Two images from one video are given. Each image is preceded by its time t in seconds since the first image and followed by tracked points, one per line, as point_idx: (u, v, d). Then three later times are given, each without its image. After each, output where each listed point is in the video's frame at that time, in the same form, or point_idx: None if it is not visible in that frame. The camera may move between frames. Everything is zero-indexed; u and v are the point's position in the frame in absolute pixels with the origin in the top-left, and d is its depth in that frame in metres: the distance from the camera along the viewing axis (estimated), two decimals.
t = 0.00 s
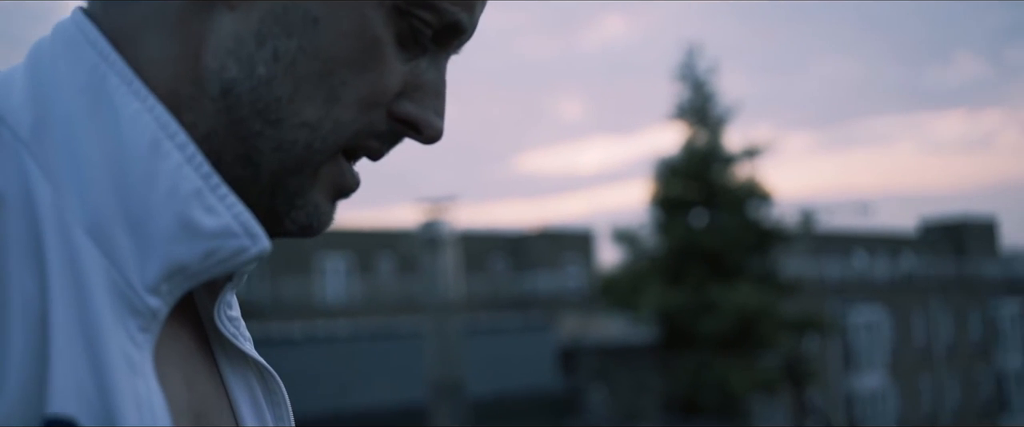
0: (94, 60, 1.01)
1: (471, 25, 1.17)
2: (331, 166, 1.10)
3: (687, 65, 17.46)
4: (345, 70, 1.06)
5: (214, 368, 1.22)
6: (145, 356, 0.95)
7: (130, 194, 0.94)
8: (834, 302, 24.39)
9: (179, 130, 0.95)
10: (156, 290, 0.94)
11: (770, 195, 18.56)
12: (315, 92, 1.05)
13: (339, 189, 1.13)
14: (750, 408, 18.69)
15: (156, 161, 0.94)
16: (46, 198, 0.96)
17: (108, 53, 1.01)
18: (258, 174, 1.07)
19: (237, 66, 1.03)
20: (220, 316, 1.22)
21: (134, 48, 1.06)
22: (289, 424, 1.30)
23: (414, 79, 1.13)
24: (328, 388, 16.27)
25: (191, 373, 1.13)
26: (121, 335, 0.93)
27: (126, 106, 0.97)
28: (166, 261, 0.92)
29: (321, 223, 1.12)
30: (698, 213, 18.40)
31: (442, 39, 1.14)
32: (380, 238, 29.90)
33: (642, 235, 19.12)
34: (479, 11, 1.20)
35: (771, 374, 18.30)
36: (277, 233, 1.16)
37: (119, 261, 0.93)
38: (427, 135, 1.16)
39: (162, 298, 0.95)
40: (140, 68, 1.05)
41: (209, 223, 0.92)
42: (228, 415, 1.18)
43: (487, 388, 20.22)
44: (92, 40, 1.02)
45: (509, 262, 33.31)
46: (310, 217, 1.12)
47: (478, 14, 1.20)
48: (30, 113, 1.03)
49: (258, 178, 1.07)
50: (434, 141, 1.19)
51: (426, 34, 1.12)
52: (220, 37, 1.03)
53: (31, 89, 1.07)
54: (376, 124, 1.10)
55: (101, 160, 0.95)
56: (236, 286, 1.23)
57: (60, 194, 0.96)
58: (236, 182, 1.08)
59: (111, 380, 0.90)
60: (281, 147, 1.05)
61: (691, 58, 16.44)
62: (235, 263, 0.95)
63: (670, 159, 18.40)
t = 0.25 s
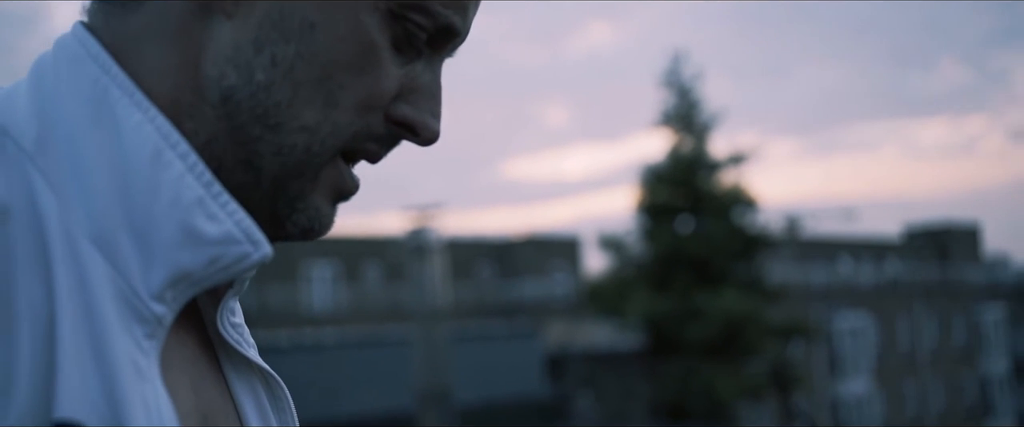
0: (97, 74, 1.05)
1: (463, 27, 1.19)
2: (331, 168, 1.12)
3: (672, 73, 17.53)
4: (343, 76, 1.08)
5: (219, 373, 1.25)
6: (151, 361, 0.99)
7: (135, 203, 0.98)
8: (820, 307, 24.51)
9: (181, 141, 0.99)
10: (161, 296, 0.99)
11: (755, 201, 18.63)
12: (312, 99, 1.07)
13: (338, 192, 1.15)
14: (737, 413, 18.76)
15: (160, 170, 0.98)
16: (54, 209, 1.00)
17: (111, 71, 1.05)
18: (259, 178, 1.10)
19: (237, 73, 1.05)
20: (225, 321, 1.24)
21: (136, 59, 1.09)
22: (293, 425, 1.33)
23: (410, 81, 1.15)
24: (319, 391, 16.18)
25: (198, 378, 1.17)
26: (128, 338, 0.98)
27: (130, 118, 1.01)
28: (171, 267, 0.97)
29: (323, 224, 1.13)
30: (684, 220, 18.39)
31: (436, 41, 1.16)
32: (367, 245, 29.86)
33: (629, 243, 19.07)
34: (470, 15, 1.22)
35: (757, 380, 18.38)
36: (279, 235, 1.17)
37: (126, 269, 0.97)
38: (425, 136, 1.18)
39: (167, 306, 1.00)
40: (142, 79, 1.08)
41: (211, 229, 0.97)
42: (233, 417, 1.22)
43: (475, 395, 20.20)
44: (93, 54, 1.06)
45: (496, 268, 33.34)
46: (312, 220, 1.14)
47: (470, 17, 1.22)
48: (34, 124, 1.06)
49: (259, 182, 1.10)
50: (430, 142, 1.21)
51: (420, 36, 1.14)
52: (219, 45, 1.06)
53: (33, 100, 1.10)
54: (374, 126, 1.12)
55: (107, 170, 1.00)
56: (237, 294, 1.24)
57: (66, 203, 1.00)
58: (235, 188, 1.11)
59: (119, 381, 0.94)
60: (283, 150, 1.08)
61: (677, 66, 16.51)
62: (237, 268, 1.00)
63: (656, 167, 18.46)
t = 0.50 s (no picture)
0: (103, 86, 1.08)
1: (461, 35, 1.20)
2: (335, 172, 1.14)
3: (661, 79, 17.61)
4: (345, 83, 1.10)
5: (225, 373, 1.27)
6: (162, 365, 1.00)
7: (143, 214, 1.00)
8: (809, 311, 24.63)
9: (186, 151, 1.01)
10: (170, 301, 1.00)
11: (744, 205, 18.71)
12: (314, 105, 1.10)
13: (344, 195, 1.17)
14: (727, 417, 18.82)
15: (165, 180, 1.00)
16: (62, 214, 1.02)
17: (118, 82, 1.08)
18: (265, 184, 1.11)
19: (239, 83, 1.08)
20: (231, 330, 1.27)
21: (142, 73, 1.12)
22: None
23: (409, 89, 1.17)
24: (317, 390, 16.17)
25: (205, 383, 1.19)
26: (138, 342, 0.99)
27: (135, 129, 1.04)
28: (179, 273, 0.99)
29: (326, 228, 1.14)
30: (673, 224, 18.38)
31: (437, 46, 1.17)
32: (357, 251, 29.88)
33: (618, 248, 19.06)
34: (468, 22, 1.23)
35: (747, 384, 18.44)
36: (284, 240, 1.19)
37: (133, 274, 0.99)
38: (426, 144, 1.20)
39: (175, 311, 1.01)
40: (147, 92, 1.11)
41: (216, 236, 0.99)
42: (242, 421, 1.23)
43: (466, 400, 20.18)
44: (99, 66, 1.09)
45: (486, 274, 33.37)
46: (315, 225, 1.15)
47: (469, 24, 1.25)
48: (44, 135, 1.08)
49: (264, 190, 1.12)
50: (430, 150, 1.24)
51: (419, 44, 1.15)
52: (222, 54, 1.09)
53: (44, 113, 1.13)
54: (375, 132, 1.14)
55: (112, 180, 1.02)
56: (241, 301, 1.27)
57: (76, 211, 1.02)
58: (239, 197, 1.13)
59: (128, 385, 0.95)
60: (286, 158, 1.10)
61: (665, 72, 16.59)
62: (243, 275, 1.02)
63: (645, 171, 18.52)
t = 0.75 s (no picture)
0: (112, 101, 1.21)
1: (462, 43, 1.32)
2: (338, 182, 1.27)
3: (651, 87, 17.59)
4: (348, 95, 1.22)
5: (234, 384, 1.40)
6: (170, 372, 1.15)
7: (153, 225, 1.13)
8: (798, 320, 24.70)
9: (192, 164, 1.14)
10: (178, 312, 1.14)
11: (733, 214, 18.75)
12: (319, 116, 1.22)
13: (345, 203, 1.30)
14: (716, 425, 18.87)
15: (174, 193, 1.13)
16: (79, 228, 1.15)
17: (126, 100, 1.20)
18: (269, 193, 1.24)
19: (245, 95, 1.20)
20: (237, 337, 1.39)
21: (152, 88, 1.24)
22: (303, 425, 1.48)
23: (412, 97, 1.29)
24: (308, 399, 16.07)
25: (214, 392, 1.32)
26: (147, 349, 1.13)
27: (144, 146, 1.16)
28: (187, 283, 1.12)
29: (331, 234, 1.28)
30: (663, 232, 18.40)
31: (437, 57, 1.29)
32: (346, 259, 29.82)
33: (608, 255, 19.03)
34: (468, 28, 1.35)
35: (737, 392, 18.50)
36: (290, 246, 1.32)
37: (143, 280, 1.13)
38: (428, 149, 1.32)
39: (184, 320, 1.15)
40: (155, 106, 1.24)
41: (223, 247, 1.12)
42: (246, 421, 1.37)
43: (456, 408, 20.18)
44: (109, 84, 1.22)
45: (476, 282, 33.30)
46: (321, 231, 1.29)
47: (470, 28, 1.36)
48: (57, 153, 1.20)
49: (269, 196, 1.25)
50: (432, 156, 1.36)
51: (421, 53, 1.27)
52: (230, 68, 1.21)
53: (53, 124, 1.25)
54: (378, 140, 1.27)
55: (125, 194, 1.15)
56: (247, 308, 1.38)
57: (89, 223, 1.15)
58: (244, 203, 1.26)
59: (137, 392, 1.09)
60: (291, 167, 1.22)
61: (655, 80, 16.58)
62: (249, 282, 1.15)
63: (634, 179, 18.52)
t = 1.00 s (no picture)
0: (118, 111, 1.23)
1: (460, 50, 1.34)
2: (337, 186, 1.30)
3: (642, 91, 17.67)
4: (347, 102, 1.25)
5: (240, 387, 1.42)
6: (174, 375, 1.16)
7: (158, 229, 1.15)
8: (788, 324, 24.79)
9: (197, 171, 1.16)
10: (184, 315, 1.16)
11: (723, 218, 18.81)
12: (318, 122, 1.25)
13: (345, 206, 1.32)
14: None
15: (179, 198, 1.15)
16: (86, 234, 1.17)
17: (132, 109, 1.22)
18: (271, 197, 1.27)
19: (246, 101, 1.23)
20: (241, 340, 1.41)
21: (155, 98, 1.28)
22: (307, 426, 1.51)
23: (410, 103, 1.31)
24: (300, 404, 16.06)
25: (221, 395, 1.34)
26: (154, 351, 1.15)
27: (149, 154, 1.19)
28: (193, 288, 1.13)
29: (331, 237, 1.30)
30: (654, 236, 18.45)
31: (435, 63, 1.31)
32: (336, 263, 29.80)
33: (598, 260, 19.05)
34: (465, 33, 1.37)
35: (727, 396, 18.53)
36: (294, 249, 1.34)
37: (149, 287, 1.15)
38: (426, 154, 1.34)
39: (189, 324, 1.17)
40: (160, 116, 1.28)
41: (228, 252, 1.13)
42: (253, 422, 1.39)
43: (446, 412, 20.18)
44: (115, 95, 1.24)
45: (466, 286, 33.32)
46: (322, 234, 1.31)
47: (467, 33, 1.38)
48: (65, 164, 1.22)
49: (272, 202, 1.28)
50: (431, 160, 1.37)
51: (419, 59, 1.29)
52: (232, 75, 1.24)
53: (63, 134, 1.28)
54: (378, 145, 1.28)
55: (132, 201, 1.17)
56: (250, 312, 1.40)
57: (95, 231, 1.17)
58: (248, 209, 1.29)
59: (145, 393, 1.11)
60: (292, 172, 1.25)
61: (646, 85, 16.62)
62: (254, 286, 1.16)
63: (624, 183, 18.54)
